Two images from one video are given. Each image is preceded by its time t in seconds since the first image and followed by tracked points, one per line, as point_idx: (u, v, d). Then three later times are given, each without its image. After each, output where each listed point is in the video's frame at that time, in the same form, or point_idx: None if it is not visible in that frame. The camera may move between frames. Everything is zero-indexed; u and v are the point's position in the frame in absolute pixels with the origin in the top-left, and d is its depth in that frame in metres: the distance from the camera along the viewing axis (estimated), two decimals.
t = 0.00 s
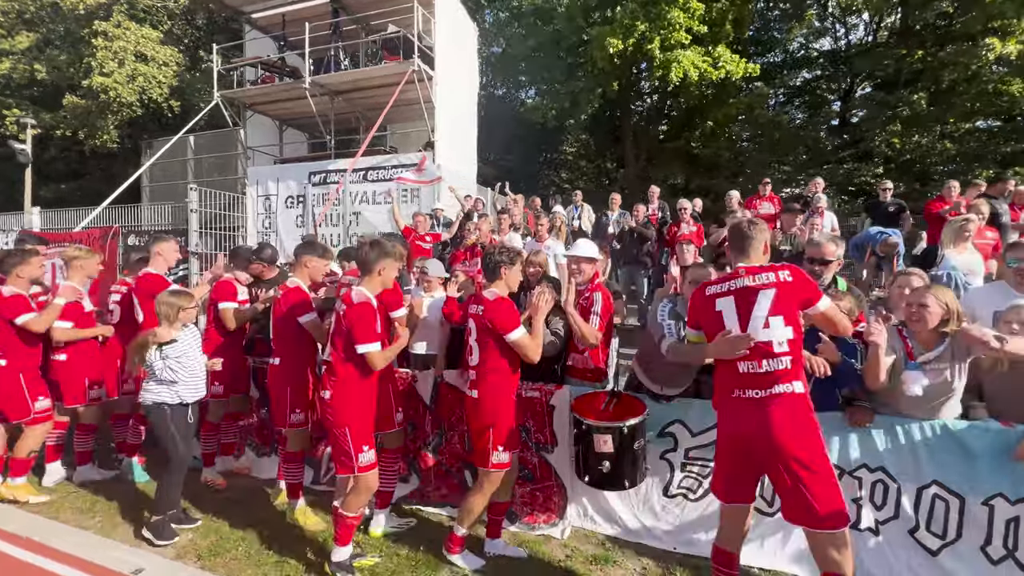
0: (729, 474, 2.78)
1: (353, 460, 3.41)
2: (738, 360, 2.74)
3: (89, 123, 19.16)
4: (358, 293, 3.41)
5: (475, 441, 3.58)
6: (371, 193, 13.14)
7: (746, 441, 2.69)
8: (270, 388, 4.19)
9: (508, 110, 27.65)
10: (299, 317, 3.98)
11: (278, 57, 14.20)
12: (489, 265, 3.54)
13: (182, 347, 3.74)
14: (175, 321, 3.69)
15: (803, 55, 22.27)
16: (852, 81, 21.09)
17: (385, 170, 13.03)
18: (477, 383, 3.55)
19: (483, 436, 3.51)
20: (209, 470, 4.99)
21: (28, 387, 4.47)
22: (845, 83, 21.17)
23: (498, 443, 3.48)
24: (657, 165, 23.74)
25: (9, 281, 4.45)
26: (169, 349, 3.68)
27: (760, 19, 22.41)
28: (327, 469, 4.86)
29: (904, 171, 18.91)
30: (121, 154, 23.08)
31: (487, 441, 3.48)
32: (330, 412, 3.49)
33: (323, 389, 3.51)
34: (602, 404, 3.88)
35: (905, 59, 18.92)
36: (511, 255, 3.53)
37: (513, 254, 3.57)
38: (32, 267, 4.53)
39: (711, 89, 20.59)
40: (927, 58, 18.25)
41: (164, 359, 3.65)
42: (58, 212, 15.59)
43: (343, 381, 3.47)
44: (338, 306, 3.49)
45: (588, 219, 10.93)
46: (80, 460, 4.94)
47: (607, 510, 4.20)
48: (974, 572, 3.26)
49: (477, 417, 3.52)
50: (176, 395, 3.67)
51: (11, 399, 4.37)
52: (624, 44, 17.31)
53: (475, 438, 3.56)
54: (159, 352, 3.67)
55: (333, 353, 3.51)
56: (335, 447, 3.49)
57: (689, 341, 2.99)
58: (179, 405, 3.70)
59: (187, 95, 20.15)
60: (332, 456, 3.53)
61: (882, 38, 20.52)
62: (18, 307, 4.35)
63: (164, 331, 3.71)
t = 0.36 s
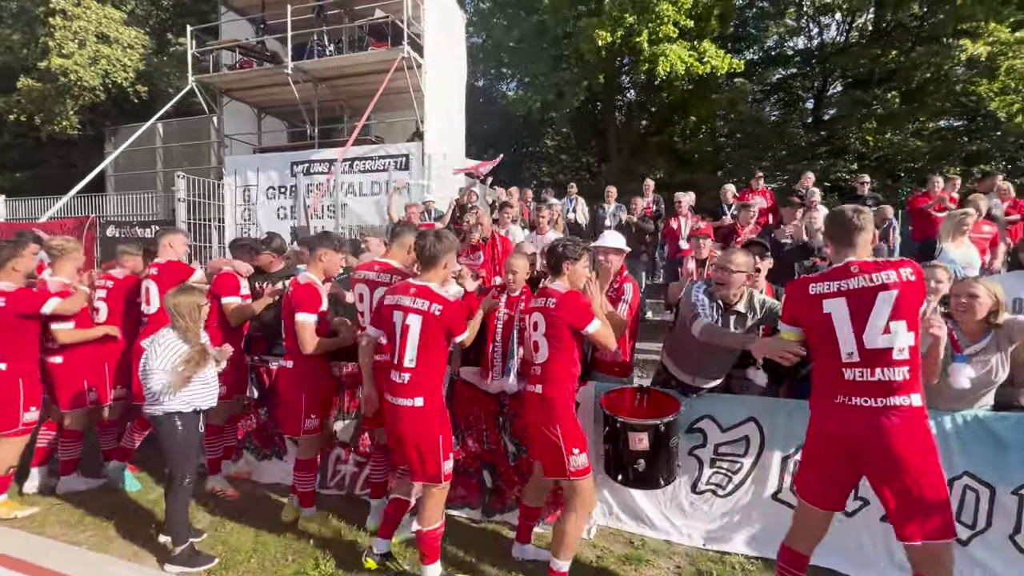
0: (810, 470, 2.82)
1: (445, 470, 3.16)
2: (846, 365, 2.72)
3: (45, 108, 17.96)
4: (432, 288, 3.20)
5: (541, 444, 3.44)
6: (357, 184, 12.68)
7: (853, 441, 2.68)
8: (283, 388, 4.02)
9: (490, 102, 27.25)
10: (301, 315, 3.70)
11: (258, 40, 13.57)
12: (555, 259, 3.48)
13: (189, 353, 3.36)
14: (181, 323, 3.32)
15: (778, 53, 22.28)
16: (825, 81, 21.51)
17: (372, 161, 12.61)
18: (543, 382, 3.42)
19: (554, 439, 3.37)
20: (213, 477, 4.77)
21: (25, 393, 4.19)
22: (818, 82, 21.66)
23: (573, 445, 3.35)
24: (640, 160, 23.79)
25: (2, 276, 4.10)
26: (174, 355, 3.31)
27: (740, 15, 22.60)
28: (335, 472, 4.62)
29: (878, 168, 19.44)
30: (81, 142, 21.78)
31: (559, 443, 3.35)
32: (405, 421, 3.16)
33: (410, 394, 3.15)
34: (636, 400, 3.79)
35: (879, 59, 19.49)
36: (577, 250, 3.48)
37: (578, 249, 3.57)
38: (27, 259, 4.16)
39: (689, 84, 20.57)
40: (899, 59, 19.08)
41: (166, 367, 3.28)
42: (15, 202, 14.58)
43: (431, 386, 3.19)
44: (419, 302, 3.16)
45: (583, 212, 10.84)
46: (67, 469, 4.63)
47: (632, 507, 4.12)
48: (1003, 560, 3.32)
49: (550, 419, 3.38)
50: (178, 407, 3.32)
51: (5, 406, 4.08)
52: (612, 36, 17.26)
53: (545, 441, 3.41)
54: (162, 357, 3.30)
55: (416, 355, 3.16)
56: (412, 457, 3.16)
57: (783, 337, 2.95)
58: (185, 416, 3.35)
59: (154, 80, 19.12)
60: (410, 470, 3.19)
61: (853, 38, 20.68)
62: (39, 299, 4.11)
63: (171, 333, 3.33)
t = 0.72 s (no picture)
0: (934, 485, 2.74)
1: (501, 487, 3.09)
2: (987, 380, 2.60)
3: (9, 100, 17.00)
4: (502, 292, 3.13)
5: (632, 474, 3.00)
6: (347, 182, 12.32)
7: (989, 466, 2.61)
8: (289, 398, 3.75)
9: (476, 101, 27.03)
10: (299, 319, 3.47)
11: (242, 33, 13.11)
12: (651, 263, 2.97)
13: (209, 363, 3.14)
14: (200, 331, 3.11)
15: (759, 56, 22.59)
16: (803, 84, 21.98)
17: (362, 158, 12.26)
18: (635, 406, 2.97)
19: (651, 469, 2.93)
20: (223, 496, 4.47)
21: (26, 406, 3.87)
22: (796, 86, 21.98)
23: (673, 474, 2.93)
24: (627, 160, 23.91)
25: (17, 278, 3.84)
26: (192, 366, 3.06)
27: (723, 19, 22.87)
28: (345, 485, 4.38)
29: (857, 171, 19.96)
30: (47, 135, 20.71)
31: (657, 473, 2.92)
32: (477, 432, 3.10)
33: (477, 402, 3.11)
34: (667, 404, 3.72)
35: (858, 64, 19.88)
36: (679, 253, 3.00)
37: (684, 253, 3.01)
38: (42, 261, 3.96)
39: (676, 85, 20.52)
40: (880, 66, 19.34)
41: (182, 379, 3.03)
42: None
43: (496, 394, 3.13)
44: (489, 307, 3.10)
45: (581, 211, 10.77)
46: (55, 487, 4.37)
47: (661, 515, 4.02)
48: None
49: (646, 445, 2.95)
50: (195, 425, 3.06)
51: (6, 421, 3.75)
52: (603, 36, 17.35)
53: (637, 469, 2.97)
54: (177, 368, 3.05)
55: (486, 359, 3.10)
56: (472, 472, 3.08)
57: (908, 345, 2.86)
58: (201, 435, 3.11)
59: (128, 72, 18.33)
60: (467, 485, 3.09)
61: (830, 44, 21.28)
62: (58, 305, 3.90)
63: (188, 341, 3.08)
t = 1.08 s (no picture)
0: None
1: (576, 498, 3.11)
2: None
3: None
4: (558, 292, 3.17)
5: (731, 506, 2.70)
6: (341, 187, 11.96)
7: None
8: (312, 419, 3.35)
9: (465, 106, 26.86)
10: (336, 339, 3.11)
11: (230, 33, 12.72)
12: (789, 270, 2.56)
13: (225, 383, 2.85)
14: (215, 347, 2.84)
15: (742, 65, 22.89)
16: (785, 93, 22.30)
17: (356, 162, 11.90)
18: (746, 429, 2.66)
19: (754, 500, 2.65)
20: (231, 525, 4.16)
21: (18, 424, 3.64)
22: (778, 94, 22.39)
23: (776, 507, 2.66)
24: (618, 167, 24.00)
25: (23, 286, 3.71)
26: (207, 386, 2.78)
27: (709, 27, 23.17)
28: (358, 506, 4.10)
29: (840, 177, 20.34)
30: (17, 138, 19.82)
31: (759, 505, 2.65)
32: (547, 428, 3.14)
33: (542, 403, 3.15)
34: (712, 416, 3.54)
35: (843, 74, 20.27)
36: (816, 261, 2.59)
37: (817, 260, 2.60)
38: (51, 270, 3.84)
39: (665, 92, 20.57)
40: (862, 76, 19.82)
41: (198, 402, 2.75)
42: None
43: (559, 392, 3.15)
44: (545, 307, 3.14)
45: (583, 216, 10.67)
46: (44, 513, 4.00)
47: (698, 531, 3.85)
48: None
49: (752, 473, 2.66)
50: (211, 453, 2.77)
51: None
52: (596, 42, 17.40)
53: (736, 500, 2.69)
54: (193, 390, 2.77)
55: (548, 358, 3.14)
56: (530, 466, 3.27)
57: None
58: (217, 464, 2.82)
59: (105, 72, 17.67)
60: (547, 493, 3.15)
61: (812, 54, 21.84)
62: (56, 319, 3.75)
63: (203, 359, 2.81)
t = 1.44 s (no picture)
0: None
1: (634, 517, 2.99)
2: None
3: None
4: (594, 309, 3.15)
5: (808, 531, 2.69)
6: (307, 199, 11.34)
7: None
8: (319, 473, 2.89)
9: (430, 121, 26.72)
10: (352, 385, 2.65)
11: (187, 37, 12.09)
12: (828, 280, 2.69)
13: (219, 420, 2.73)
14: (207, 380, 2.72)
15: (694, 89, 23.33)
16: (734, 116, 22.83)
17: (324, 174, 11.47)
18: (831, 453, 2.65)
19: (834, 525, 2.63)
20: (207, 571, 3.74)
21: None
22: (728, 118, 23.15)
23: (852, 535, 2.63)
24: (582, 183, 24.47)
25: None
26: (201, 426, 2.67)
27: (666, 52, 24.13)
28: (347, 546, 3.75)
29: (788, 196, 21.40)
30: None
31: (840, 532, 2.62)
32: (598, 449, 3.04)
33: (586, 421, 3.07)
34: (729, 440, 3.45)
35: (789, 99, 20.95)
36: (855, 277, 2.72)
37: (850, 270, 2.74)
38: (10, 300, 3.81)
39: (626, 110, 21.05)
40: (807, 100, 20.43)
41: (190, 445, 2.66)
42: None
43: (603, 411, 3.09)
44: (579, 323, 3.12)
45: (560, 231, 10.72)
46: None
47: (709, 554, 3.75)
48: None
49: (836, 498, 2.64)
50: (207, 499, 2.69)
51: None
52: (563, 61, 17.79)
53: (817, 527, 2.66)
54: (184, 430, 2.66)
55: (583, 377, 3.10)
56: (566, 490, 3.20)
57: None
58: (211, 512, 2.71)
59: (39, 74, 16.37)
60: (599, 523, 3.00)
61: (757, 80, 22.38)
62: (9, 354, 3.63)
63: (193, 394, 2.68)
